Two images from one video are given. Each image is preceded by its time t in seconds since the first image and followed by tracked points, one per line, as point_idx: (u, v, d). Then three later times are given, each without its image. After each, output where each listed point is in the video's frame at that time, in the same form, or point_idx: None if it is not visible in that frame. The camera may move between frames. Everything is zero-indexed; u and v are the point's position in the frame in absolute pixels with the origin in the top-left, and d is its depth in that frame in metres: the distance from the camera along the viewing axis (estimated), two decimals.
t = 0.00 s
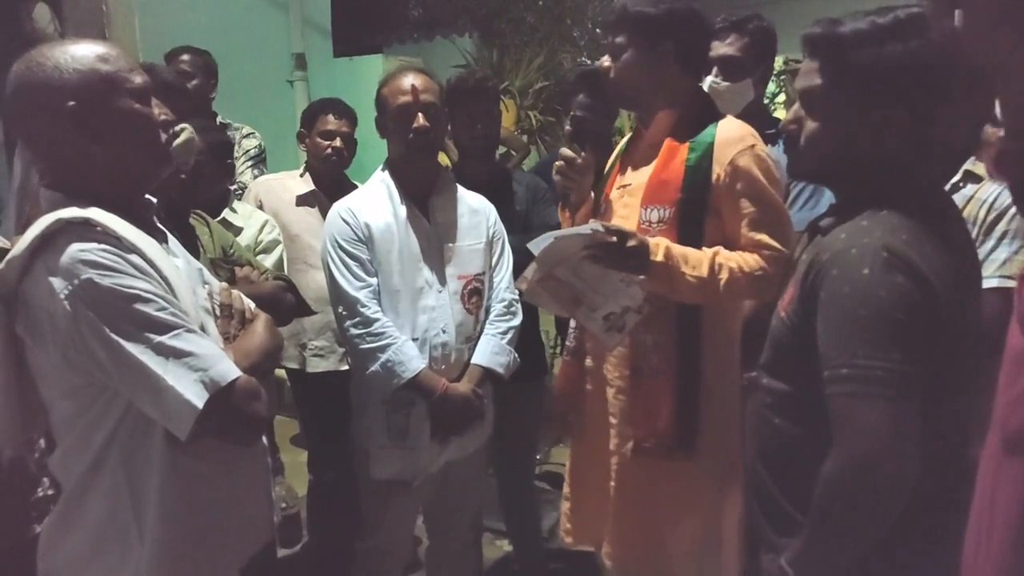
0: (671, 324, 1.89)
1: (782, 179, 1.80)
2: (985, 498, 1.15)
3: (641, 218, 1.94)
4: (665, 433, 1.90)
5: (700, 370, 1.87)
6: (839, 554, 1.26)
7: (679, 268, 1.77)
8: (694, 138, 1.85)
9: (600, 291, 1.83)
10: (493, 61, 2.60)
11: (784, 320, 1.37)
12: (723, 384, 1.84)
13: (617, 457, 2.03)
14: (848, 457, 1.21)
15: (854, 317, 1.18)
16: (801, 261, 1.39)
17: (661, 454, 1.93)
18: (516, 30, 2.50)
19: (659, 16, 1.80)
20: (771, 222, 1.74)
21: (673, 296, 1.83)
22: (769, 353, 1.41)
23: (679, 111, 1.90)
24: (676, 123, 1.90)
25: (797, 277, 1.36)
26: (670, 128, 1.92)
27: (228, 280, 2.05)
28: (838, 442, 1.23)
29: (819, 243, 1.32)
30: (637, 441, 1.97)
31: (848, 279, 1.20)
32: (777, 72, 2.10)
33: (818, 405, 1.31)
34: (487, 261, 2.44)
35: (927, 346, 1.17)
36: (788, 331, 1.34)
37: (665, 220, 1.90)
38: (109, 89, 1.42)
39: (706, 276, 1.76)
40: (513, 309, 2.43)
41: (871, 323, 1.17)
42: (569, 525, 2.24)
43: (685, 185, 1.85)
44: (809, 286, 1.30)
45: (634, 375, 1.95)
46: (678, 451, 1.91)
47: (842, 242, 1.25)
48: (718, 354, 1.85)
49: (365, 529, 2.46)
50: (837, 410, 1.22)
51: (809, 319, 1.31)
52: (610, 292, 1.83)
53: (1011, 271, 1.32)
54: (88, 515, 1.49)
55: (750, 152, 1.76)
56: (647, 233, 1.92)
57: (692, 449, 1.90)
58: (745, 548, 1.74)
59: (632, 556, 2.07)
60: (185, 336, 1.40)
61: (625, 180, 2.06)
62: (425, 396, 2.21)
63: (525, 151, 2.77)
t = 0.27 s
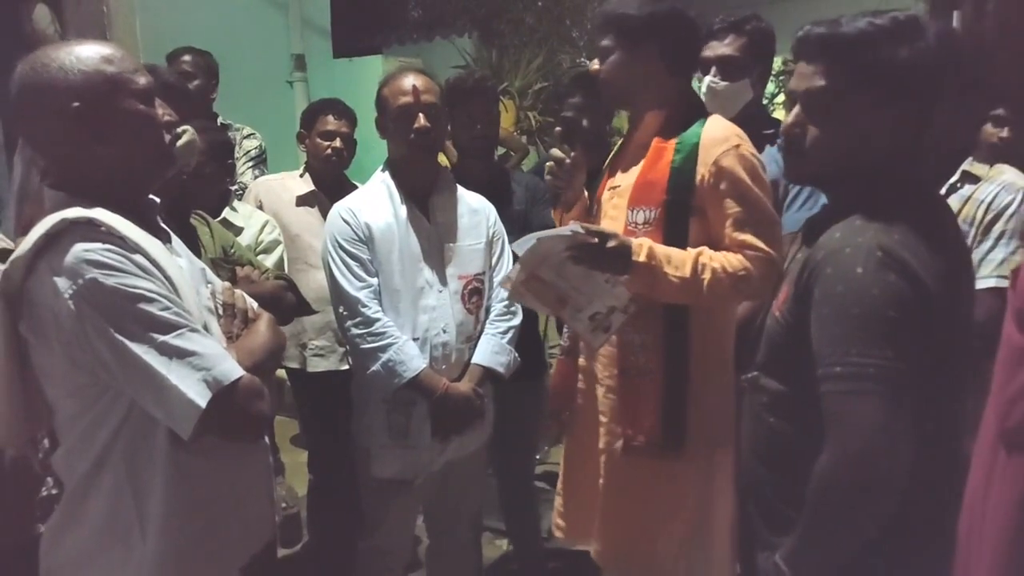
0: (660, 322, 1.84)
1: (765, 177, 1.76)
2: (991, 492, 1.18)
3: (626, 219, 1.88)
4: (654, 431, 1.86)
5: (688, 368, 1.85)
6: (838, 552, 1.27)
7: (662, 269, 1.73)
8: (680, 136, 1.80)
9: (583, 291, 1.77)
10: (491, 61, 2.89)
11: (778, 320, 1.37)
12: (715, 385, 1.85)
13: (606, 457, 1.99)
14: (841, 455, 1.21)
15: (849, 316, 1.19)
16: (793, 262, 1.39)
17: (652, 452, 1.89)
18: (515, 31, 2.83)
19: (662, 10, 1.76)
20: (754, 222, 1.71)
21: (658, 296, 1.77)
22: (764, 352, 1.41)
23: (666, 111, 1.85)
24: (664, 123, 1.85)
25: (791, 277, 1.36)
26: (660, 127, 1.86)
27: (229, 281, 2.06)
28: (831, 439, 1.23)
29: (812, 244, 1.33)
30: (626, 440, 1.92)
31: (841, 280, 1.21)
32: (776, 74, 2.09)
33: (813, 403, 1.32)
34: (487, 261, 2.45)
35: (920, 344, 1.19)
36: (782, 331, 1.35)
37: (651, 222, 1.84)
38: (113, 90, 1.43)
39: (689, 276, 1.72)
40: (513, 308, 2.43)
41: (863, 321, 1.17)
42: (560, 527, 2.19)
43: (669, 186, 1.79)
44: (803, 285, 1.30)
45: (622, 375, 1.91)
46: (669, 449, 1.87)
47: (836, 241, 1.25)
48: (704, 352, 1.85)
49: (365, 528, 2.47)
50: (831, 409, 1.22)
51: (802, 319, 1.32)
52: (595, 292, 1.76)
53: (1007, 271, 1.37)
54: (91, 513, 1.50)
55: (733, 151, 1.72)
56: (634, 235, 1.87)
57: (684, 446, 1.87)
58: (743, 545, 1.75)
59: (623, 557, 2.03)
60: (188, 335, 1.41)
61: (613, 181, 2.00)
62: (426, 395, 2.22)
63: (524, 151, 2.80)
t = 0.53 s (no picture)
0: (649, 327, 1.85)
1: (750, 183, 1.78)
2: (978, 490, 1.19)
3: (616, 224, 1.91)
4: (642, 433, 1.88)
5: (675, 373, 1.86)
6: (835, 554, 1.28)
7: (647, 271, 1.74)
8: (665, 142, 1.82)
9: (568, 291, 1.78)
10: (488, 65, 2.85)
11: (769, 324, 1.38)
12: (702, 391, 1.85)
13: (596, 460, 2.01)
14: (832, 459, 1.22)
15: (840, 321, 1.19)
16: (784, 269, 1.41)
17: (642, 453, 1.91)
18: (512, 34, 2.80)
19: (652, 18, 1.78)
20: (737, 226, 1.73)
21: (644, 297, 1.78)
22: (757, 357, 1.42)
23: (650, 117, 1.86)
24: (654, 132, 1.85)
25: (781, 281, 1.37)
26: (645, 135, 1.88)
27: (227, 285, 2.06)
28: (822, 442, 1.24)
29: (803, 250, 1.34)
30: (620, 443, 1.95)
31: (829, 287, 1.22)
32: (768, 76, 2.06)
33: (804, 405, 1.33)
34: (485, 265, 2.45)
35: (910, 347, 1.20)
36: (772, 335, 1.36)
37: (639, 226, 1.86)
38: (116, 95, 1.43)
39: (673, 277, 1.73)
40: (512, 312, 2.43)
41: (853, 326, 1.18)
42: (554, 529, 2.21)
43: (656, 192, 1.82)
44: (794, 288, 1.31)
45: (613, 379, 1.93)
46: (658, 452, 1.89)
47: (826, 246, 1.27)
48: (693, 358, 1.86)
49: (362, 531, 2.47)
50: (821, 413, 1.23)
51: (794, 323, 1.33)
52: (579, 292, 1.78)
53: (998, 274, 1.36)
54: (90, 517, 1.50)
55: (718, 156, 1.75)
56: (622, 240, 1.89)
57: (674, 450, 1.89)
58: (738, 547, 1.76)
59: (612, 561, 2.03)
60: (189, 340, 1.41)
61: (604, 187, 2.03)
62: (424, 399, 2.23)
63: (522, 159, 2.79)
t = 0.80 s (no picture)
0: (647, 334, 1.86)
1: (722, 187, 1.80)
2: (969, 491, 1.20)
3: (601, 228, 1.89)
4: (643, 439, 1.89)
5: (672, 379, 1.87)
6: (829, 557, 1.29)
7: (613, 240, 1.72)
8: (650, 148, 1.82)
9: (530, 235, 1.79)
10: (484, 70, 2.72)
11: (760, 329, 1.38)
12: (697, 396, 1.86)
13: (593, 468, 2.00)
14: (820, 461, 1.23)
15: (830, 325, 1.21)
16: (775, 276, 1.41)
17: (641, 458, 1.93)
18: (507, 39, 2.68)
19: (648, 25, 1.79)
20: (705, 222, 1.74)
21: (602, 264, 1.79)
22: (746, 361, 1.43)
23: (635, 123, 1.83)
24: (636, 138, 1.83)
25: (773, 286, 1.38)
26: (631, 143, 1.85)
27: (224, 290, 2.06)
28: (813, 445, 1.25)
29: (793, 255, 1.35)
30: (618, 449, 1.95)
31: (819, 290, 1.23)
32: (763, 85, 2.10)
33: (795, 408, 1.34)
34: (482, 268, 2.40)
35: (901, 350, 1.21)
36: (762, 339, 1.37)
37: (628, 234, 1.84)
38: (117, 100, 1.44)
39: (636, 255, 1.71)
40: (507, 316, 2.44)
41: (842, 331, 1.19)
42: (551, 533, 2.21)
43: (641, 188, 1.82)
44: (784, 293, 1.32)
45: (610, 384, 1.92)
46: (656, 456, 1.92)
47: (817, 250, 1.28)
48: (692, 363, 1.86)
49: (359, 535, 2.48)
50: (810, 415, 1.25)
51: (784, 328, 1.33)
52: (539, 240, 1.79)
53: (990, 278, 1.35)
54: (88, 521, 1.50)
55: (698, 157, 1.78)
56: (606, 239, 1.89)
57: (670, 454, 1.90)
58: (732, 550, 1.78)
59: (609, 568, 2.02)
60: (187, 344, 1.42)
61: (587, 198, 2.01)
62: (421, 403, 2.24)
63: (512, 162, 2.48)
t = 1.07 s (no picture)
0: (639, 335, 1.88)
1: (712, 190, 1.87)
2: (962, 492, 1.21)
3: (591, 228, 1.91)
4: (637, 440, 1.91)
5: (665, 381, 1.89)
6: (826, 558, 1.29)
7: (614, 246, 1.75)
8: (639, 148, 1.85)
9: (529, 248, 1.80)
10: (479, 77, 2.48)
11: (761, 330, 1.39)
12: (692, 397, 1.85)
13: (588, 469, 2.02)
14: (822, 463, 1.24)
15: (833, 329, 1.21)
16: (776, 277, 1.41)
17: (633, 458, 1.95)
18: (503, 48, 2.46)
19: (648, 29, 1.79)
20: (701, 224, 1.80)
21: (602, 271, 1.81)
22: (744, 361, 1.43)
23: (624, 126, 1.84)
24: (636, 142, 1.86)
25: (773, 289, 1.38)
26: (617, 148, 1.87)
27: (222, 291, 2.06)
28: (812, 448, 1.26)
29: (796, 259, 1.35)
30: (611, 450, 1.97)
31: (821, 294, 1.23)
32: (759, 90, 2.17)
33: (795, 411, 1.35)
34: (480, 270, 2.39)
35: (899, 354, 1.22)
36: (762, 341, 1.38)
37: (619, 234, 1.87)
38: (116, 103, 1.45)
39: (637, 261, 1.75)
40: (505, 320, 2.41)
41: (844, 334, 1.20)
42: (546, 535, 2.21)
43: (631, 191, 1.86)
44: (787, 297, 1.32)
45: (604, 385, 1.94)
46: (649, 456, 1.94)
47: (822, 254, 1.28)
48: (683, 364, 1.87)
49: (357, 535, 2.48)
50: (809, 418, 1.25)
51: (785, 329, 1.34)
52: (541, 254, 1.80)
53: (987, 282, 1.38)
54: (86, 522, 1.50)
55: (686, 159, 1.83)
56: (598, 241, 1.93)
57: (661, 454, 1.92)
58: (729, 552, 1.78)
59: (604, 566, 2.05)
60: (185, 345, 1.42)
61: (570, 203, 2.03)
62: (419, 406, 2.27)
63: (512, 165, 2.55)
